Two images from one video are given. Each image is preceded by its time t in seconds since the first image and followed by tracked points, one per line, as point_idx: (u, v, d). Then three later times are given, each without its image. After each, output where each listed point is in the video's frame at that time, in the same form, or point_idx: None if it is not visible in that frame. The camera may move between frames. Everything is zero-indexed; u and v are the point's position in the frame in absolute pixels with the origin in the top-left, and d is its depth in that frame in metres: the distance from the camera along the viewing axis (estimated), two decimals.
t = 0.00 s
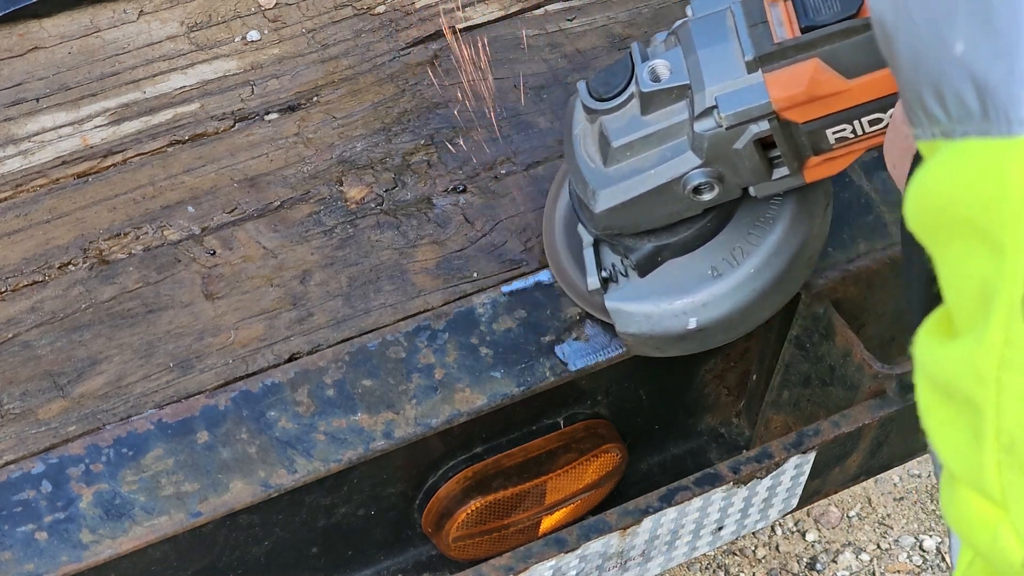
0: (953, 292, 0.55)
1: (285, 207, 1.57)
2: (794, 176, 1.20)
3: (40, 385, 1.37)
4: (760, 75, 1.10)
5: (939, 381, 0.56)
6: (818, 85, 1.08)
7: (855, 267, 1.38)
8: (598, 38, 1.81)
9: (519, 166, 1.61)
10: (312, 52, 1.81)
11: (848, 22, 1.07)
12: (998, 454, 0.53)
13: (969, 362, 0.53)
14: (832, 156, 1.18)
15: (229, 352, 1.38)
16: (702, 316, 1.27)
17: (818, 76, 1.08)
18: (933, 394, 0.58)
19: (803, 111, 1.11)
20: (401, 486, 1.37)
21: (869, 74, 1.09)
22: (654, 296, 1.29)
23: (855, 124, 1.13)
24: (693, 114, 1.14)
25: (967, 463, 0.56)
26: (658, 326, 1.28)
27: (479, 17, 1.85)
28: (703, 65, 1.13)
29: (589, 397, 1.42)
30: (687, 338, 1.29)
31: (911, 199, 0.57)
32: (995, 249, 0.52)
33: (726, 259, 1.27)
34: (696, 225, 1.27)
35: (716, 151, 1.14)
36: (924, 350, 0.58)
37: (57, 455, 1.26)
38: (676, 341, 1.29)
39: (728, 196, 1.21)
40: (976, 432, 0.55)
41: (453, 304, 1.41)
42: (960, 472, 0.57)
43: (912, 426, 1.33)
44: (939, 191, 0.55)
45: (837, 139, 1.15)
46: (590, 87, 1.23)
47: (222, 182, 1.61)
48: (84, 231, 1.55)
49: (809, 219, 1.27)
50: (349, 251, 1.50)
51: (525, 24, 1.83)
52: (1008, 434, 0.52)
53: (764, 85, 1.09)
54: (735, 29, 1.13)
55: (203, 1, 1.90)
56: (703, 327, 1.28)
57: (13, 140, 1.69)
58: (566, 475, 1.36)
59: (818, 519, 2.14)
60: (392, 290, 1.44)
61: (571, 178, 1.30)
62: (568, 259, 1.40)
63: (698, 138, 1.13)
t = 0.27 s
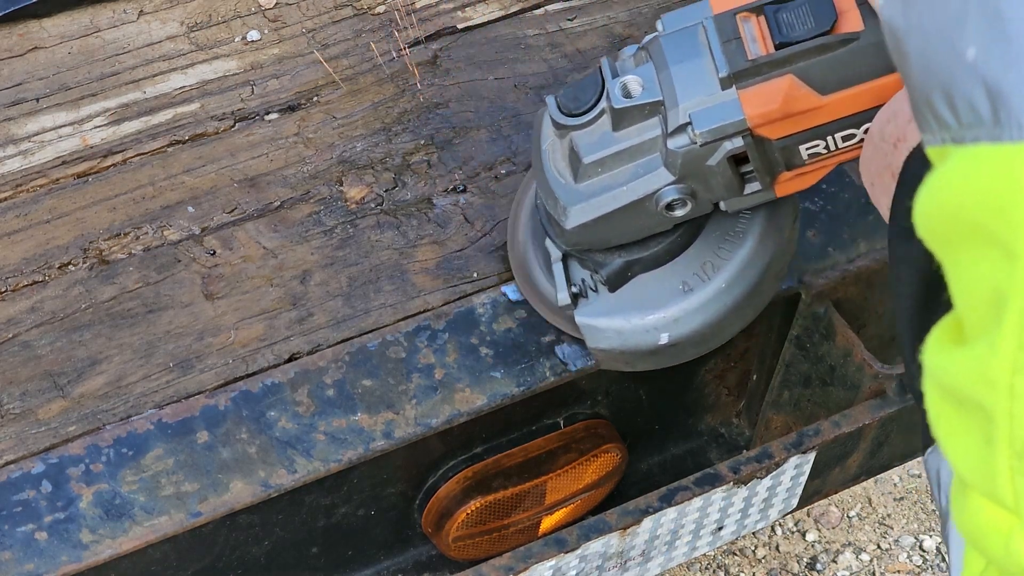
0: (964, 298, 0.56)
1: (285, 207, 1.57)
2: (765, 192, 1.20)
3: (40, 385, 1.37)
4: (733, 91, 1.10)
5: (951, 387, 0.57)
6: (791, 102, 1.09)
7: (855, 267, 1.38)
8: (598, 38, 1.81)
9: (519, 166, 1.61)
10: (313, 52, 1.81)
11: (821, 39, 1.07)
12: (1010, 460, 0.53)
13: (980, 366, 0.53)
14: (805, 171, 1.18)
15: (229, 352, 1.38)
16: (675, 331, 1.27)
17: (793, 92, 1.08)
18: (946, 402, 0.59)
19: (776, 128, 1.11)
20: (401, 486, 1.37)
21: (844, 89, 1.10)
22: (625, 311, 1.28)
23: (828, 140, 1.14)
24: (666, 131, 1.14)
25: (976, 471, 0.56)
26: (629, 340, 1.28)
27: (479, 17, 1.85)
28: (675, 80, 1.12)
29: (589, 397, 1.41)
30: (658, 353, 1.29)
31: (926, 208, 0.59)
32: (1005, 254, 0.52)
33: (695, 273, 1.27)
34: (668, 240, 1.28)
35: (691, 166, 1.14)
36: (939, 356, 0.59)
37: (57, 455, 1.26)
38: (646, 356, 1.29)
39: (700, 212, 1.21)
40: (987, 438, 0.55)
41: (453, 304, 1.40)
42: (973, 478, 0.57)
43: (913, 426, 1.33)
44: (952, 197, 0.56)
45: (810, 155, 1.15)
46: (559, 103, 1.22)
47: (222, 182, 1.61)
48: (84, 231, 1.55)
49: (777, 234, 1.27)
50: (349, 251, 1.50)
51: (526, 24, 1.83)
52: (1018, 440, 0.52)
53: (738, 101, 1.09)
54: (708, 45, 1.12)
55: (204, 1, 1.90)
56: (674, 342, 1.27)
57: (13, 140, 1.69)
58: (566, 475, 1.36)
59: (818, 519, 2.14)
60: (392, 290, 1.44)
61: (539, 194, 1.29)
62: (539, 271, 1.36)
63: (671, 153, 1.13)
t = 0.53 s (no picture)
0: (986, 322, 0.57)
1: (285, 207, 1.57)
2: (767, 193, 1.20)
3: (40, 385, 1.37)
4: (738, 93, 1.10)
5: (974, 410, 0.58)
6: (794, 104, 1.09)
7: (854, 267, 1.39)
8: (598, 38, 1.81)
9: (519, 166, 1.61)
10: (313, 52, 1.81)
11: (825, 41, 1.08)
12: None
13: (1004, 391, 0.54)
14: (805, 172, 1.19)
15: (229, 352, 1.38)
16: (674, 331, 1.27)
17: (796, 94, 1.09)
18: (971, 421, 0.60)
19: (778, 131, 1.12)
20: (401, 486, 1.37)
21: (844, 93, 1.10)
22: (623, 312, 1.29)
23: (830, 142, 1.15)
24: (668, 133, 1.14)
25: (1008, 494, 0.57)
26: (628, 341, 1.28)
27: (479, 17, 1.85)
28: (679, 82, 1.12)
29: (589, 397, 1.42)
30: (658, 353, 1.29)
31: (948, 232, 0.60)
32: None
33: (695, 273, 1.27)
34: (666, 241, 1.28)
35: (693, 168, 1.14)
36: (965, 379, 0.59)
37: (57, 455, 1.26)
38: (646, 356, 1.29)
39: (701, 213, 1.21)
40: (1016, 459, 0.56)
41: (453, 304, 1.40)
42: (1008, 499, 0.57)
43: (913, 426, 1.33)
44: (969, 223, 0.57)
45: (812, 156, 1.16)
46: (562, 103, 1.22)
47: (222, 182, 1.61)
48: (84, 231, 1.55)
49: (777, 233, 1.28)
50: (349, 251, 1.50)
51: (526, 24, 1.83)
52: None
53: (740, 103, 1.10)
54: (711, 47, 1.12)
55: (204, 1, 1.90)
56: (673, 343, 1.27)
57: (13, 140, 1.69)
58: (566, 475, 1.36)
59: (818, 519, 2.14)
60: (392, 290, 1.44)
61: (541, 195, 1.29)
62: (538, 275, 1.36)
63: (673, 156, 1.14)
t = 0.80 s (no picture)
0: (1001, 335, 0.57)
1: (285, 207, 1.57)
2: (817, 175, 1.20)
3: (40, 385, 1.36)
4: (784, 78, 1.10)
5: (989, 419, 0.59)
6: (842, 89, 1.09)
7: (854, 267, 1.39)
8: (598, 38, 1.81)
9: (519, 166, 1.61)
10: (313, 52, 1.81)
11: (870, 26, 1.07)
12: None
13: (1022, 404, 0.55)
14: (853, 155, 1.19)
15: (229, 352, 1.38)
16: (725, 313, 1.28)
17: (844, 79, 1.09)
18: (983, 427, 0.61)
19: (827, 114, 1.12)
20: (401, 486, 1.37)
21: (895, 76, 1.10)
22: (676, 293, 1.30)
23: (879, 125, 1.15)
24: (716, 118, 1.14)
25: None
26: (681, 322, 1.29)
27: (479, 17, 1.85)
28: (726, 68, 1.12)
29: (589, 398, 1.42)
30: (710, 334, 1.30)
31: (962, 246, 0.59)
32: None
33: (748, 255, 1.28)
34: (718, 223, 1.28)
35: (742, 152, 1.15)
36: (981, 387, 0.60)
37: (57, 455, 1.26)
38: (696, 338, 1.30)
39: (751, 196, 1.21)
40: None
41: (453, 304, 1.41)
42: None
43: (913, 426, 1.33)
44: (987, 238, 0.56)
45: (859, 140, 1.16)
46: (611, 87, 1.22)
47: (222, 182, 1.61)
48: (84, 231, 1.55)
49: (831, 213, 1.28)
50: (349, 251, 1.50)
51: (526, 24, 1.83)
52: None
53: (789, 88, 1.09)
54: (758, 32, 1.11)
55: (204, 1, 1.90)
56: (725, 324, 1.29)
57: (13, 140, 1.69)
58: (566, 475, 1.36)
59: (818, 519, 2.14)
60: (392, 290, 1.44)
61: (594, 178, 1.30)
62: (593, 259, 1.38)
63: (722, 139, 1.14)
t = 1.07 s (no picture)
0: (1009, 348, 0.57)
1: (285, 207, 1.57)
2: (807, 182, 1.19)
3: (40, 385, 1.37)
4: (775, 87, 1.09)
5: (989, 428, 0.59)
6: (832, 97, 1.08)
7: (855, 267, 1.39)
8: (598, 38, 1.81)
9: (519, 166, 1.61)
10: (313, 52, 1.81)
11: (861, 33, 1.06)
12: None
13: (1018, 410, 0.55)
14: (844, 162, 1.18)
15: (229, 352, 1.38)
16: (718, 322, 1.28)
17: (834, 87, 1.08)
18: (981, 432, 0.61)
19: (819, 122, 1.11)
20: (401, 486, 1.37)
21: (886, 83, 1.09)
22: (667, 303, 1.30)
23: (870, 132, 1.14)
24: (707, 127, 1.14)
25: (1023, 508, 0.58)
26: (673, 332, 1.30)
27: (479, 17, 1.85)
28: (717, 78, 1.11)
29: (589, 398, 1.42)
30: (702, 342, 1.30)
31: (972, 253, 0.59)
32: None
33: (739, 264, 1.29)
34: (709, 232, 1.28)
35: (733, 161, 1.14)
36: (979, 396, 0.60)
37: (57, 455, 1.26)
38: (690, 346, 1.31)
39: (743, 204, 1.21)
40: None
41: (453, 304, 1.41)
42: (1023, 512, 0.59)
43: (913, 426, 1.33)
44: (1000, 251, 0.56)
45: (851, 147, 1.15)
46: (600, 98, 1.22)
47: (222, 182, 1.61)
48: (84, 231, 1.55)
49: (820, 221, 1.28)
50: (349, 251, 1.50)
51: (525, 24, 1.83)
52: None
53: (779, 97, 1.09)
54: (748, 41, 1.10)
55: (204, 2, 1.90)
56: (718, 333, 1.29)
57: (13, 140, 1.69)
58: (566, 475, 1.36)
59: (818, 519, 2.14)
60: (392, 290, 1.44)
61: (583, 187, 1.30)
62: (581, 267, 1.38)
63: (713, 150, 1.14)
